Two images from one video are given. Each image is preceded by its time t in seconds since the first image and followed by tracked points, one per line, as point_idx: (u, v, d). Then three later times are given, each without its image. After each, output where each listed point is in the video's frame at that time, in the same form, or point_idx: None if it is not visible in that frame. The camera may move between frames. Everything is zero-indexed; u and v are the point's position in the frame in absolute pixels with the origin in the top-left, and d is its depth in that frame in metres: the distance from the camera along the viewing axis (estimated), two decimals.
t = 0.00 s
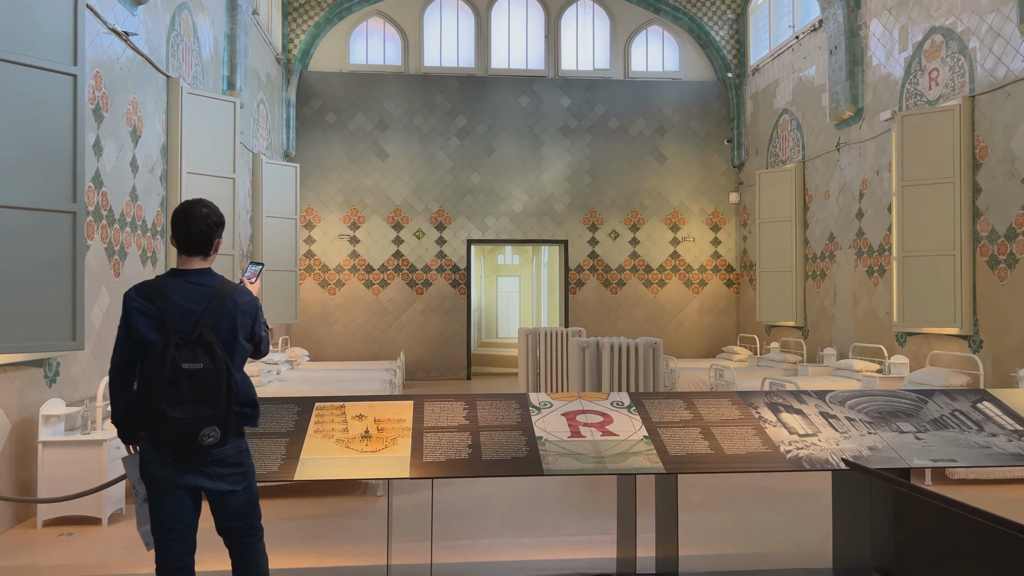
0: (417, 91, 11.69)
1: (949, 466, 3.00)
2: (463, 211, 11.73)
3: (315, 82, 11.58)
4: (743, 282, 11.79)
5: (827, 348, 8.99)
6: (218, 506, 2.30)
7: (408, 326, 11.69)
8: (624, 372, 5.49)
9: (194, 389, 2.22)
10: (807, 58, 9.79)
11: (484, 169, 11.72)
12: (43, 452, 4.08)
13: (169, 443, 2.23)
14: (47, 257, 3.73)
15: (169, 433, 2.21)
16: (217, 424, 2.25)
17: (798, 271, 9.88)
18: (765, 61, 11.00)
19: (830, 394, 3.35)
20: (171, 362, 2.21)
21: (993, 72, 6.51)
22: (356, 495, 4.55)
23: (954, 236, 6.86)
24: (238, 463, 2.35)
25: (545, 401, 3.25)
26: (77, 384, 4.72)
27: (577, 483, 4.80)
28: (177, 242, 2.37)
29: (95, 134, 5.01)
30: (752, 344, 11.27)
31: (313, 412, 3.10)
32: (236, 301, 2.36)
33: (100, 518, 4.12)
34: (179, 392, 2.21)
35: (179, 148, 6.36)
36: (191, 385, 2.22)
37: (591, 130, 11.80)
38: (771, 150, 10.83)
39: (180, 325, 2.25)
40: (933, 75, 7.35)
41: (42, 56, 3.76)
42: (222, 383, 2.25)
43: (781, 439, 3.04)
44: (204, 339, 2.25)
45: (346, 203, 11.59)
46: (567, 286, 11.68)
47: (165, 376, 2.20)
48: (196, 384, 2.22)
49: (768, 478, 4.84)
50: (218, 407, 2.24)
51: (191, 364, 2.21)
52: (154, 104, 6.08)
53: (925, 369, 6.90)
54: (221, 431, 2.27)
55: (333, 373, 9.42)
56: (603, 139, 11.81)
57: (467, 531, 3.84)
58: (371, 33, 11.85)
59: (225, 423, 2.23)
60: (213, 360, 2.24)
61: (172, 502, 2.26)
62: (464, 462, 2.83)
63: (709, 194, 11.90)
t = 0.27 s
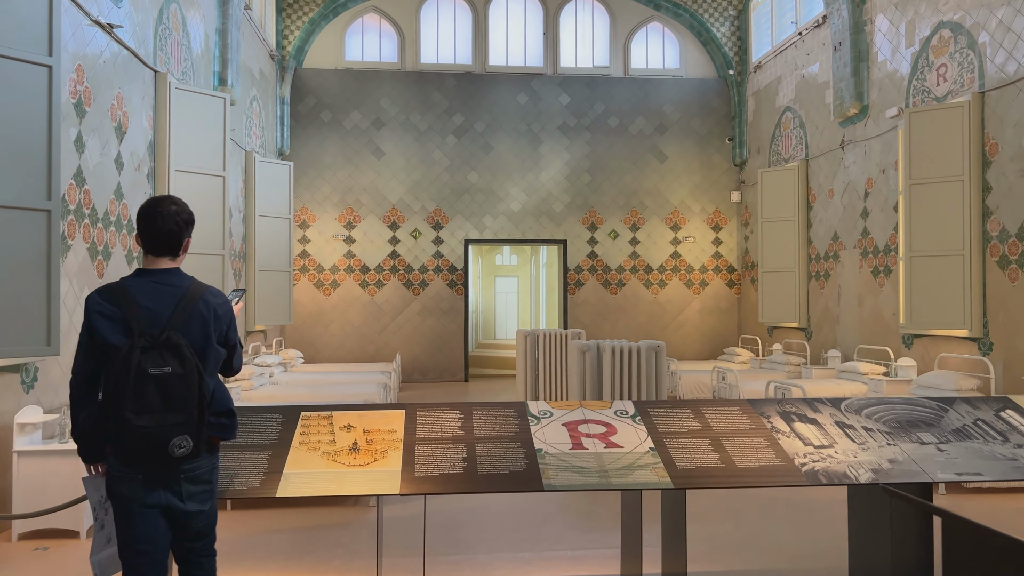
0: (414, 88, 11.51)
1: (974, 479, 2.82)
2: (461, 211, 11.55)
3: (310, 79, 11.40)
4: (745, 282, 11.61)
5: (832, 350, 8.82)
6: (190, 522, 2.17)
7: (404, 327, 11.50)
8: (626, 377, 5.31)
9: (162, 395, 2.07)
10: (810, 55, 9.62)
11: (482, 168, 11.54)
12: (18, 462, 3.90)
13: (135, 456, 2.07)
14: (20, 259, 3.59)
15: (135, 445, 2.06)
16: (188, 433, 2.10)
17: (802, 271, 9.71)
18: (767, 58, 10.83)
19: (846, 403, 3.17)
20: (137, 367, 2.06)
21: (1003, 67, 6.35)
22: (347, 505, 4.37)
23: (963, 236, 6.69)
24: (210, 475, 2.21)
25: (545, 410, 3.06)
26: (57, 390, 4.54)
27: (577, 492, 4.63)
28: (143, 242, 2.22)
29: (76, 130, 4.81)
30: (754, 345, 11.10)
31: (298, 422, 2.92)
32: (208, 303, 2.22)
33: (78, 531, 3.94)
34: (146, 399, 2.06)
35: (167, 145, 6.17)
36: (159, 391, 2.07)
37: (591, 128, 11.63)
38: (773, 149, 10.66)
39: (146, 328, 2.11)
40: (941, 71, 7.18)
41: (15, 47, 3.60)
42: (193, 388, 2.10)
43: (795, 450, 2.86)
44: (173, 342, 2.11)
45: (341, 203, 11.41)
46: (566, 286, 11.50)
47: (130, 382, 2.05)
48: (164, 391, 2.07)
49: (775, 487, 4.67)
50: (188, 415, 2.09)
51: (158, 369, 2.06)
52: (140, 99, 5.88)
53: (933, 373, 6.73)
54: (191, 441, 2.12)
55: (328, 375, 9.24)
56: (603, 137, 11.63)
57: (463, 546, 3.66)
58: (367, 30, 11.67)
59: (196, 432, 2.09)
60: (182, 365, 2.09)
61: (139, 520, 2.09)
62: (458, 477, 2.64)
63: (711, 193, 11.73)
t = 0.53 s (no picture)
0: (412, 85, 11.33)
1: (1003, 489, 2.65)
2: (460, 209, 11.38)
3: (307, 75, 11.23)
4: (748, 281, 11.45)
5: (837, 351, 8.66)
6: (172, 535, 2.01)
7: (402, 327, 11.33)
8: (630, 378, 5.14)
9: (148, 399, 1.90)
10: (815, 50, 9.45)
11: (481, 166, 11.37)
12: None
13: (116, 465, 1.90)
14: None
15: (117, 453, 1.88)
16: (174, 440, 1.94)
17: (806, 270, 9.55)
18: (771, 54, 10.66)
19: (865, 407, 3.01)
20: (120, 368, 1.88)
21: (1016, 60, 6.18)
22: (342, 512, 4.20)
23: (974, 233, 6.53)
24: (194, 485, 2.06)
25: (549, 415, 2.90)
26: (40, 393, 4.37)
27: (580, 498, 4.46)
28: (121, 235, 2.04)
29: (61, 123, 4.64)
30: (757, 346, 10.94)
31: (287, 428, 2.76)
32: (193, 301, 2.08)
33: (60, 541, 3.76)
34: (130, 404, 1.89)
35: (157, 140, 5.99)
36: (144, 395, 1.90)
37: (591, 125, 11.46)
38: (777, 146, 10.50)
39: (128, 328, 1.94)
40: (951, 65, 7.02)
41: None
42: (181, 391, 1.94)
43: (814, 458, 2.70)
44: (159, 342, 1.95)
45: (338, 200, 11.24)
46: (567, 286, 11.34)
47: (113, 385, 1.87)
48: (150, 394, 1.91)
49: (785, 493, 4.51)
50: (175, 421, 1.93)
51: (144, 371, 1.89)
52: (129, 93, 5.70)
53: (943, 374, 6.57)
54: (177, 449, 1.96)
55: (324, 375, 9.07)
56: (603, 134, 11.47)
57: (462, 556, 3.50)
58: (365, 25, 11.49)
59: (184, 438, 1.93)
60: (169, 366, 1.93)
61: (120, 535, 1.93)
62: (457, 487, 2.48)
63: (713, 191, 11.56)
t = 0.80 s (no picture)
0: (411, 81, 11.16)
1: None
2: (460, 207, 11.21)
3: (304, 71, 11.05)
4: (752, 281, 11.28)
5: (845, 351, 8.49)
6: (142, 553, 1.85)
7: (401, 328, 11.15)
8: (637, 381, 4.96)
9: (127, 400, 1.76)
10: (821, 45, 9.29)
11: (481, 163, 11.19)
12: None
13: (89, 471, 1.75)
14: None
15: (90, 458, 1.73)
16: (154, 445, 1.80)
17: (813, 269, 9.39)
18: (776, 50, 10.50)
19: (893, 414, 2.84)
20: (98, 366, 1.75)
21: None
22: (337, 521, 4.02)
23: (988, 231, 6.36)
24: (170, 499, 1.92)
25: (557, 422, 2.73)
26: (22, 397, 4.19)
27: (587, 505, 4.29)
28: (100, 228, 1.93)
29: (46, 115, 4.46)
30: (762, 346, 10.77)
31: (278, 437, 2.59)
32: (177, 301, 1.97)
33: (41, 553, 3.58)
34: (107, 405, 1.74)
35: (148, 135, 5.81)
36: (123, 395, 1.76)
37: (593, 123, 11.29)
38: (782, 143, 10.33)
39: (108, 324, 1.82)
40: (962, 59, 6.85)
41: None
42: (163, 394, 1.81)
43: (841, 468, 2.52)
44: (140, 341, 1.82)
45: (336, 199, 11.06)
46: (568, 285, 11.16)
47: (89, 384, 1.73)
48: (129, 395, 1.77)
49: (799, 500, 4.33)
50: (155, 425, 1.79)
51: (124, 369, 1.76)
52: (119, 86, 5.52)
53: (956, 375, 6.40)
54: (156, 456, 1.81)
55: (321, 377, 8.89)
56: (605, 132, 11.30)
57: (464, 569, 3.32)
58: (363, 21, 11.32)
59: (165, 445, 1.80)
60: (151, 366, 1.80)
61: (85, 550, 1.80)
62: (460, 500, 2.30)
63: (717, 189, 11.39)
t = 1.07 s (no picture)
0: (411, 78, 10.99)
1: None
2: (460, 206, 11.04)
3: (302, 68, 10.88)
4: (757, 281, 11.12)
5: (854, 353, 8.32)
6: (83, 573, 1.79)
7: (400, 329, 10.98)
8: (645, 385, 4.79)
9: (62, 412, 1.69)
10: (828, 41, 9.12)
11: (481, 162, 11.03)
12: None
13: (20, 484, 1.67)
14: None
15: (21, 473, 1.65)
16: (92, 461, 1.73)
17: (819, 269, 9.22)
18: (781, 46, 10.33)
19: (922, 422, 2.67)
20: (33, 374, 1.67)
21: None
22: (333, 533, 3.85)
23: (1004, 230, 6.20)
24: (115, 516, 1.85)
25: (566, 432, 2.56)
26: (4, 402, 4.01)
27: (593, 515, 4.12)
28: (54, 230, 1.88)
29: (31, 109, 4.28)
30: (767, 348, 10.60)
31: (268, 449, 2.42)
32: (127, 305, 1.89)
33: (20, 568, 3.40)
34: (40, 416, 1.67)
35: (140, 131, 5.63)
36: (58, 406, 1.68)
37: (596, 121, 11.13)
38: (788, 141, 10.17)
39: (48, 330, 1.74)
40: (976, 54, 6.69)
41: None
42: (104, 405, 1.74)
43: (872, 482, 2.35)
44: (81, 347, 1.75)
45: (335, 198, 10.89)
46: (570, 286, 11.00)
47: (23, 393, 1.66)
48: (66, 406, 1.69)
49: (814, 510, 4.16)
50: (93, 439, 1.72)
51: (60, 378, 1.68)
52: (109, 80, 5.34)
53: (970, 378, 6.24)
54: (95, 472, 1.74)
55: (319, 379, 8.73)
56: (608, 130, 11.13)
57: None
58: (362, 17, 11.15)
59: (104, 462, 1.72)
60: (91, 375, 1.73)
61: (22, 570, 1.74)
62: (464, 518, 2.13)
63: (721, 188, 11.23)
